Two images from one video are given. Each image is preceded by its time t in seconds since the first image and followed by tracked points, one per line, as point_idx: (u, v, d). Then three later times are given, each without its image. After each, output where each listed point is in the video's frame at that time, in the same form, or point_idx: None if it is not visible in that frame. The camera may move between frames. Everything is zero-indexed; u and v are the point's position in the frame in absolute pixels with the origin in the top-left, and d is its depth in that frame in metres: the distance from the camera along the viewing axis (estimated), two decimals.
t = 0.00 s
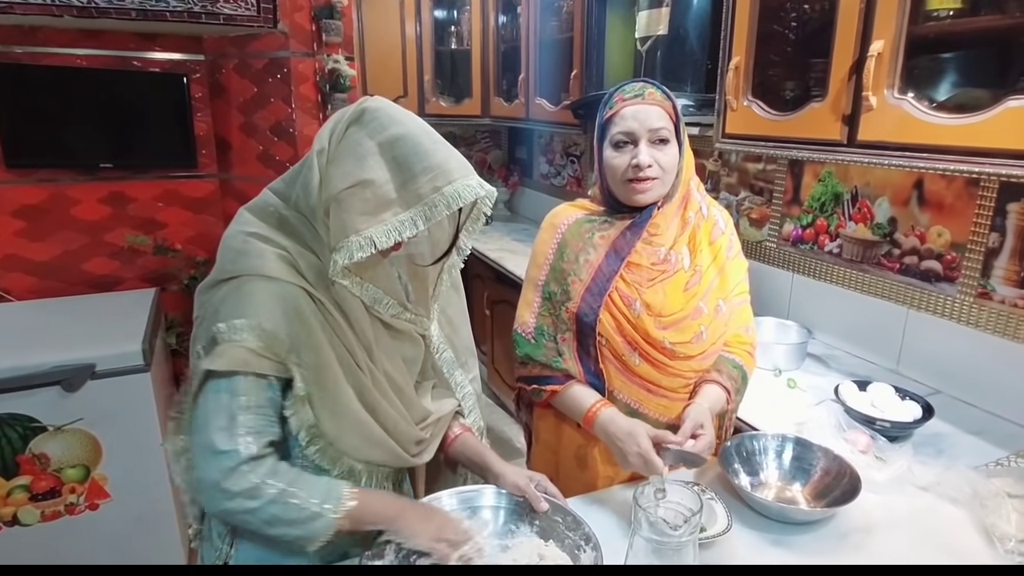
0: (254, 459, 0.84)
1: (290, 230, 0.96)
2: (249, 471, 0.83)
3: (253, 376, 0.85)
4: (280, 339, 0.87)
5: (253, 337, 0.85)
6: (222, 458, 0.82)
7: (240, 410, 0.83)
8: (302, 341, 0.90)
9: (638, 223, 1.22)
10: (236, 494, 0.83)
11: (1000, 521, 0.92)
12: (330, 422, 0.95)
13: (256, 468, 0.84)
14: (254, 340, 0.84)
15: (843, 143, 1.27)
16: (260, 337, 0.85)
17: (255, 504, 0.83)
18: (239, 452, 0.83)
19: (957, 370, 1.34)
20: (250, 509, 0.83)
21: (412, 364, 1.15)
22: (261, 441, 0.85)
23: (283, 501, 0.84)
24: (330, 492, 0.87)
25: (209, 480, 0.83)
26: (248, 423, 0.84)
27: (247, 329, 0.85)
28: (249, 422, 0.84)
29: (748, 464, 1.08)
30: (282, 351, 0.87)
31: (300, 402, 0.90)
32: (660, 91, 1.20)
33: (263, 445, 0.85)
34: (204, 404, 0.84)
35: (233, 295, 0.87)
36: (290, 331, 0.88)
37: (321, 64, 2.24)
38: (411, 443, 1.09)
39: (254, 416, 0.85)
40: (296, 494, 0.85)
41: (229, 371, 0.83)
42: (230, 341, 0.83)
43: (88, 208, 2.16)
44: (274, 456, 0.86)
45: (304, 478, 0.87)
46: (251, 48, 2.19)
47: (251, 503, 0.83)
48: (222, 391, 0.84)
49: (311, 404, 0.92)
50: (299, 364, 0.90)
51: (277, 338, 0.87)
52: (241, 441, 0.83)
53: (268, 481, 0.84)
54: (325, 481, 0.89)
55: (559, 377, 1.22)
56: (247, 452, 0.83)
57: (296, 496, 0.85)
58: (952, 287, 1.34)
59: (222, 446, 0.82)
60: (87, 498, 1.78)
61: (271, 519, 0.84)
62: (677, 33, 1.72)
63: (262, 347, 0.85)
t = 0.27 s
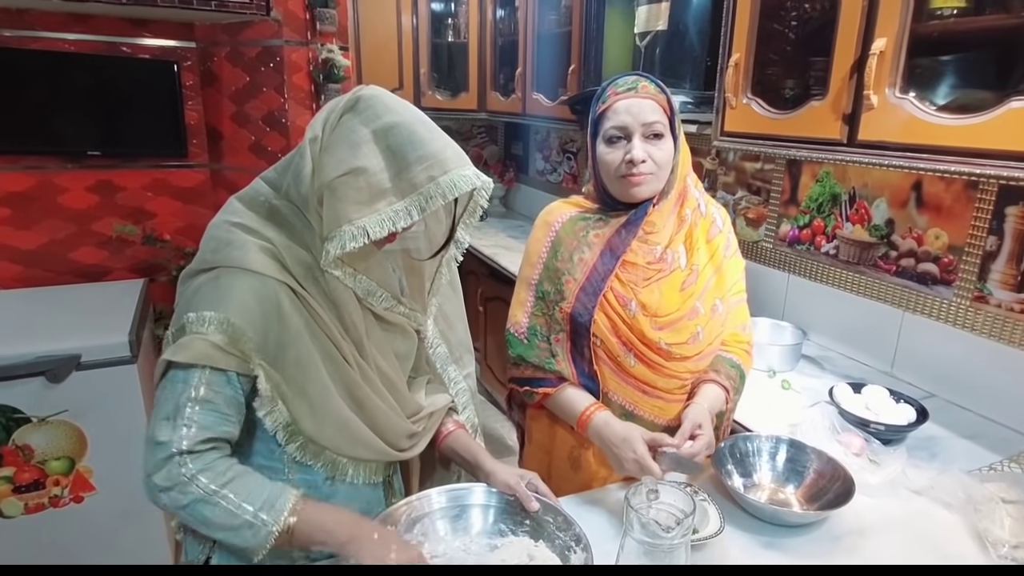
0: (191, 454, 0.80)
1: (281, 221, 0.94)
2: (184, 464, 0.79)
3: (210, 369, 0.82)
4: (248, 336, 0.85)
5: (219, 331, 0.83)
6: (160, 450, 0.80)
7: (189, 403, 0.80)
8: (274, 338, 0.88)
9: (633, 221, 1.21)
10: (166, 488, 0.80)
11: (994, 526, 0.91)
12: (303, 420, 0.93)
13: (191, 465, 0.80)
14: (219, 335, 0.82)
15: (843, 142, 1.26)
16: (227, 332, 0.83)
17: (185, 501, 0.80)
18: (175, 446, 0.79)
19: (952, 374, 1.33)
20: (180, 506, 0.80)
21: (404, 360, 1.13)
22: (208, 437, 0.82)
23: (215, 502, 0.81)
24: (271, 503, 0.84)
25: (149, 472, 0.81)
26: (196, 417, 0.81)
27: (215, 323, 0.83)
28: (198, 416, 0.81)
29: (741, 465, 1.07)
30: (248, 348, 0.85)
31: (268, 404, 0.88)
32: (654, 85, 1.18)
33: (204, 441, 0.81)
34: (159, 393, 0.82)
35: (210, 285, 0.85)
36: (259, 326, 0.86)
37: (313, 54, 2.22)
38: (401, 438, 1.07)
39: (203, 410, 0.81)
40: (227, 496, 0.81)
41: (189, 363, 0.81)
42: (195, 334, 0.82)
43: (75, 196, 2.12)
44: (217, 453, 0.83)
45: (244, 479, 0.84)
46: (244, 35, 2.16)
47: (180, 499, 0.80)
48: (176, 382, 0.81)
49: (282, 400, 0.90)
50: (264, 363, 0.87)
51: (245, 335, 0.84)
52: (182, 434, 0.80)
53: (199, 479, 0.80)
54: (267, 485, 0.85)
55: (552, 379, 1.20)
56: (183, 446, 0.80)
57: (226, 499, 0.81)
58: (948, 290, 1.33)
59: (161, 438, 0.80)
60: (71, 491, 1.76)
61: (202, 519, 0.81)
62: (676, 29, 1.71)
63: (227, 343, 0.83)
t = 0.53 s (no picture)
0: (218, 459, 0.84)
1: (268, 219, 0.93)
2: (212, 471, 0.83)
3: (216, 373, 0.84)
4: (244, 336, 0.84)
5: (214, 333, 0.82)
6: (186, 457, 0.83)
7: (203, 408, 0.83)
8: (264, 337, 0.87)
9: (626, 220, 1.20)
10: (197, 493, 0.84)
11: (990, 525, 0.91)
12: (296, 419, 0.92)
13: (219, 470, 0.83)
14: (214, 337, 0.82)
15: (838, 140, 1.25)
16: (222, 333, 0.83)
17: (217, 504, 0.84)
18: (201, 452, 0.83)
19: (949, 373, 1.33)
20: (213, 509, 0.84)
21: (399, 359, 1.12)
22: (228, 442, 0.85)
23: (246, 503, 0.85)
24: (298, 498, 0.88)
25: (177, 478, 0.84)
26: (211, 420, 0.83)
27: (210, 325, 0.82)
28: (215, 418, 0.83)
29: (737, 464, 1.06)
30: (247, 347, 0.85)
31: (267, 400, 0.88)
32: (643, 82, 1.18)
33: (229, 445, 0.85)
34: (169, 401, 0.83)
35: (199, 286, 0.85)
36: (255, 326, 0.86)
37: (308, 51, 2.20)
38: (398, 436, 1.06)
39: (219, 411, 0.84)
40: (257, 496, 0.85)
41: (191, 367, 0.81)
42: (191, 338, 0.81)
43: (69, 195, 2.10)
44: (240, 456, 0.86)
45: (272, 478, 0.88)
46: (237, 33, 2.14)
47: (213, 502, 0.84)
48: (186, 389, 0.83)
49: (279, 400, 0.90)
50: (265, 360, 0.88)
51: (241, 335, 0.84)
52: (207, 440, 0.83)
53: (231, 483, 0.84)
54: (291, 482, 0.89)
55: (547, 382, 1.20)
56: (209, 452, 0.83)
57: (257, 499, 0.85)
58: (944, 288, 1.33)
59: (185, 445, 0.83)
60: (64, 492, 1.74)
61: (235, 519, 0.86)
62: (671, 26, 1.70)
63: (224, 343, 0.83)
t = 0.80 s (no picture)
0: (263, 454, 0.86)
1: (258, 217, 0.93)
2: (258, 468, 0.85)
3: (239, 370, 0.85)
4: (259, 331, 0.86)
5: (226, 332, 0.83)
6: (232, 455, 0.84)
7: (234, 405, 0.84)
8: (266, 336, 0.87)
9: (616, 217, 1.21)
10: (245, 490, 0.85)
11: (979, 518, 0.92)
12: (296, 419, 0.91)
13: (264, 466, 0.85)
14: (228, 336, 0.83)
15: (829, 137, 1.26)
16: (233, 331, 0.83)
17: (266, 500, 0.85)
18: (244, 448, 0.84)
19: (938, 368, 1.34)
20: (262, 505, 0.85)
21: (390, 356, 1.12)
22: (267, 437, 0.86)
23: (294, 496, 0.86)
24: (341, 488, 0.89)
25: (222, 479, 0.85)
26: (246, 417, 0.85)
27: (219, 326, 0.83)
28: (249, 416, 0.85)
29: (729, 459, 1.07)
30: (261, 342, 0.86)
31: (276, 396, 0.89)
32: (630, 78, 1.19)
33: (269, 440, 0.87)
34: (197, 405, 0.84)
35: (200, 286, 0.85)
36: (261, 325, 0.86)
37: (299, 48, 2.19)
38: (389, 437, 1.06)
39: (249, 407, 0.85)
40: (304, 489, 0.87)
41: (211, 370, 0.82)
42: (204, 340, 0.82)
43: (58, 192, 2.08)
44: (281, 451, 0.88)
45: (315, 472, 0.90)
46: (227, 29, 2.13)
47: (262, 498, 0.85)
48: (210, 391, 0.83)
49: (280, 402, 0.89)
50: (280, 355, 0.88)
51: (255, 331, 0.85)
52: (250, 436, 0.84)
53: (279, 477, 0.86)
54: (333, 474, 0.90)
55: (539, 378, 1.20)
56: (254, 447, 0.85)
57: (305, 492, 0.87)
58: (934, 284, 1.34)
59: (226, 443, 0.83)
60: (54, 491, 1.72)
61: (283, 514, 0.87)
62: (664, 24, 1.71)
63: (240, 341, 0.84)
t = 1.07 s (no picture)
0: (264, 445, 0.84)
1: (252, 209, 0.92)
2: (258, 460, 0.82)
3: (239, 362, 0.83)
4: (256, 323, 0.85)
5: (224, 324, 0.82)
6: (231, 449, 0.81)
7: (235, 397, 0.82)
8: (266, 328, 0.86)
9: (610, 211, 1.21)
10: (248, 483, 0.82)
11: (968, 511, 0.93)
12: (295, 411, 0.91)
13: (265, 457, 0.83)
14: (227, 328, 0.82)
15: (823, 133, 1.27)
16: (233, 323, 0.83)
17: (269, 491, 0.83)
18: (244, 440, 0.81)
19: (929, 364, 1.35)
20: (267, 496, 0.83)
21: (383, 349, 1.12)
22: (267, 428, 0.85)
23: (297, 487, 0.84)
24: (346, 478, 0.87)
25: (223, 471, 0.83)
26: (245, 408, 0.83)
27: (217, 318, 0.82)
28: (249, 407, 0.83)
29: (721, 454, 1.07)
30: (261, 333, 0.85)
31: (278, 388, 0.88)
32: (625, 71, 1.19)
33: (269, 432, 0.85)
34: (195, 399, 0.82)
35: (193, 279, 0.84)
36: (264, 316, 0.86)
37: (292, 42, 2.17)
38: (382, 432, 1.06)
39: (249, 399, 0.83)
40: (308, 479, 0.85)
41: (211, 362, 0.81)
42: (203, 332, 0.81)
43: (46, 186, 2.06)
44: (282, 442, 0.86)
45: (318, 462, 0.87)
46: (219, 22, 2.11)
47: (265, 490, 0.83)
48: (209, 383, 0.81)
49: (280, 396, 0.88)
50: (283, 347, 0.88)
51: (252, 323, 0.84)
52: (251, 427, 0.82)
53: (281, 467, 0.84)
54: (338, 465, 0.89)
55: (531, 373, 1.20)
56: (255, 439, 0.82)
57: (308, 483, 0.85)
58: (926, 280, 1.35)
59: (224, 436, 0.81)
60: (44, 487, 1.71)
61: (286, 506, 0.84)
62: (659, 20, 1.72)
63: (238, 333, 0.83)
